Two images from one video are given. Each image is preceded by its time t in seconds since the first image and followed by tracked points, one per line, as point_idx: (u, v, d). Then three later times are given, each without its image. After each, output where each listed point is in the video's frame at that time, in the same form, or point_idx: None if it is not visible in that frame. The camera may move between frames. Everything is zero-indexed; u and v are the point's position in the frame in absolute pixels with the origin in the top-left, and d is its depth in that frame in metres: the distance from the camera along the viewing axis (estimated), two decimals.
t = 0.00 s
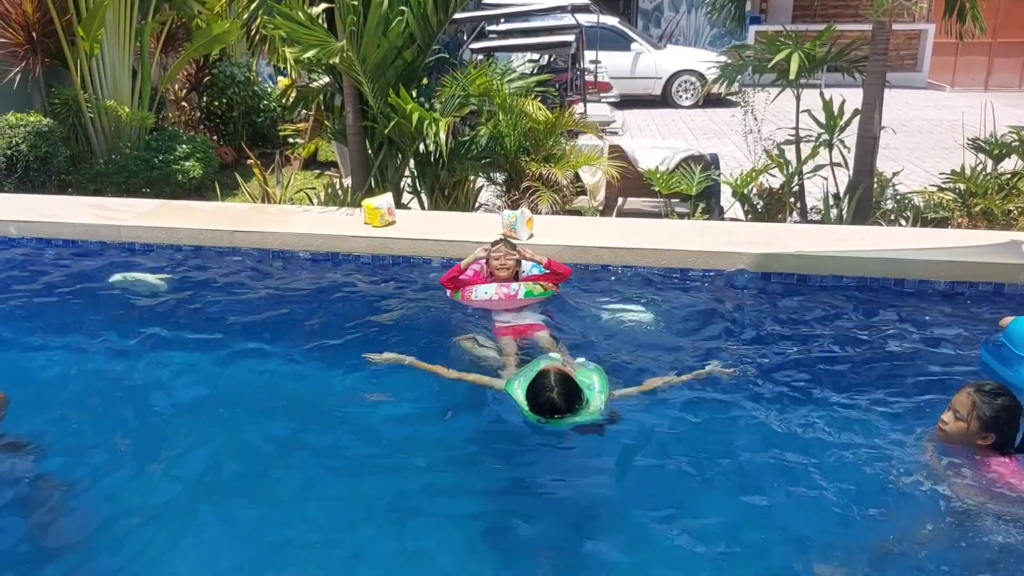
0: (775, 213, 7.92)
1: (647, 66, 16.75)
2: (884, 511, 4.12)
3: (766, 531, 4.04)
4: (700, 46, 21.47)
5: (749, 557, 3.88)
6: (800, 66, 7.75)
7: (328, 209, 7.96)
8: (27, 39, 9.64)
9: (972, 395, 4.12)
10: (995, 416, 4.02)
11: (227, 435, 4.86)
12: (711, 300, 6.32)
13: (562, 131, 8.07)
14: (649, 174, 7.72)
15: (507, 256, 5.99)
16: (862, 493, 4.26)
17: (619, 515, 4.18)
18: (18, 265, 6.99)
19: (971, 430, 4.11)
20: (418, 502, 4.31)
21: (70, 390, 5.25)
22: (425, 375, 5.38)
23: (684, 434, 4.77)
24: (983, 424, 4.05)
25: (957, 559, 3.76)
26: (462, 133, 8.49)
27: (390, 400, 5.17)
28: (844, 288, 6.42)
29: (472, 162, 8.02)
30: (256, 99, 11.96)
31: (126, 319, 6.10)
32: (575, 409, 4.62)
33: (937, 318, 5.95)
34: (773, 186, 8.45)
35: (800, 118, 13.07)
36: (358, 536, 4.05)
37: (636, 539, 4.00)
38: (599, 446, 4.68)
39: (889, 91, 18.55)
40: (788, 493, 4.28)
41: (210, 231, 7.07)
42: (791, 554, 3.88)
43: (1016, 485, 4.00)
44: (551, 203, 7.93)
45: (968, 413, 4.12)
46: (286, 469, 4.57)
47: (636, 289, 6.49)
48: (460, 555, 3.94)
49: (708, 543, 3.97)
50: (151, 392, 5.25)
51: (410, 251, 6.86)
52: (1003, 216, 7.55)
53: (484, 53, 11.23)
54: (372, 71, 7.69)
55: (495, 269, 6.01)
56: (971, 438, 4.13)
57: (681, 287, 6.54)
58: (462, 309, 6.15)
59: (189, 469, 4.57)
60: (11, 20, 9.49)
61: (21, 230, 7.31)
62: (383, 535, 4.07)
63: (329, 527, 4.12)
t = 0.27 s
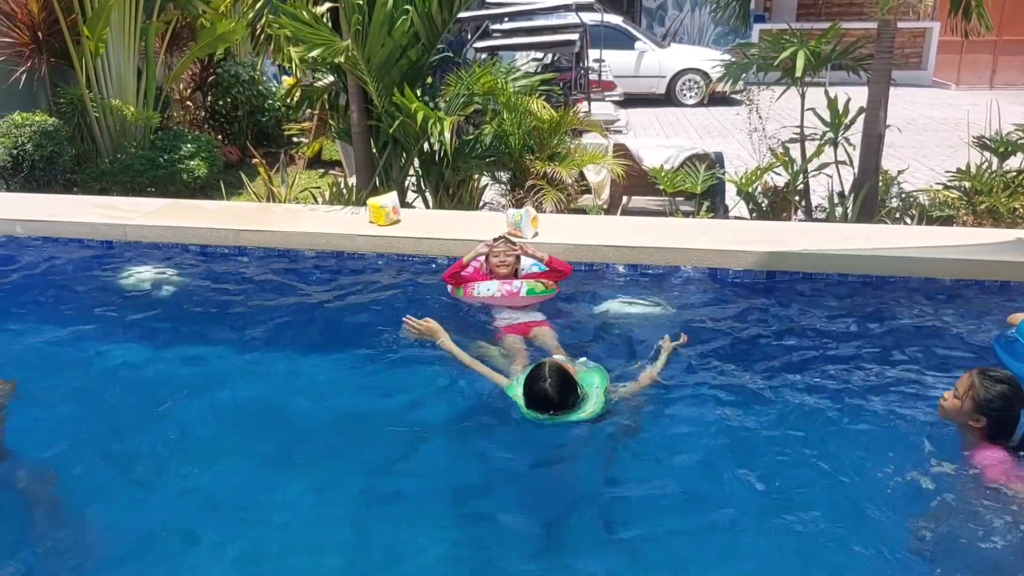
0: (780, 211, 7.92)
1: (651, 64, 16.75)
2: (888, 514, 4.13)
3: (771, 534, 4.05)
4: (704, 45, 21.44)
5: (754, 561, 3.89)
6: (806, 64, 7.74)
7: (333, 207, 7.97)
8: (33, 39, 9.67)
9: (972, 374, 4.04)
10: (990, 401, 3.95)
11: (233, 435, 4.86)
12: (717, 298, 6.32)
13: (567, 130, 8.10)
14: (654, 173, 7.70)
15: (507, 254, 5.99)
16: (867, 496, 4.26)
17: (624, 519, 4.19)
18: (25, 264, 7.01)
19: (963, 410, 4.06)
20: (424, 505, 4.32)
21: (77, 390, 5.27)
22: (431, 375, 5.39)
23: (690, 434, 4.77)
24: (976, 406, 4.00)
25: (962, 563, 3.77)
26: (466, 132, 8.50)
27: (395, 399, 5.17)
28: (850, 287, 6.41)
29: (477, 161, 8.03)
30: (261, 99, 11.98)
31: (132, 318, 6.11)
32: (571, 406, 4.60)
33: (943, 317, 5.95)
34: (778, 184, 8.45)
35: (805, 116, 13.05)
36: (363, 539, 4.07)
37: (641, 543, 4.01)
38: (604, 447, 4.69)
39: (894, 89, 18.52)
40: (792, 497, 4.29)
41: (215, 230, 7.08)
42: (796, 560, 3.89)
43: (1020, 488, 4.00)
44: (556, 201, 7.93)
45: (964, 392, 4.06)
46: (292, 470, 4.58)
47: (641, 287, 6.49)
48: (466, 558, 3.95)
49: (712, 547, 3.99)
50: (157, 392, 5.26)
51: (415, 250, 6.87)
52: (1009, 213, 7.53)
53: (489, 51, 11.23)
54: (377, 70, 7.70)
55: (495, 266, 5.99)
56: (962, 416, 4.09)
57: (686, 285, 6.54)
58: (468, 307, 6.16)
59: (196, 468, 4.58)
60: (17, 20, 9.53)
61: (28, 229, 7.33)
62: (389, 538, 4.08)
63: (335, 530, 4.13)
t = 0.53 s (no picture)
0: (783, 210, 7.91)
1: (654, 64, 16.75)
2: (894, 510, 4.10)
3: (777, 529, 4.03)
4: (706, 45, 21.43)
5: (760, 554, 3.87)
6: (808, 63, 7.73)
7: (336, 207, 7.97)
8: (36, 39, 9.68)
9: (981, 365, 3.99)
10: (997, 391, 3.89)
11: (236, 434, 4.85)
12: (720, 297, 6.31)
13: (569, 130, 8.11)
14: (657, 172, 7.70)
15: (510, 253, 6.00)
16: (873, 491, 4.24)
17: (629, 513, 4.17)
18: (29, 264, 7.02)
19: (971, 401, 3.99)
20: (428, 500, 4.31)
21: (81, 389, 5.27)
22: (434, 375, 5.39)
23: (694, 432, 4.76)
24: (983, 396, 3.93)
25: (968, 558, 3.75)
26: (469, 131, 8.50)
27: (398, 398, 5.17)
28: (853, 286, 6.41)
29: (480, 160, 8.05)
30: (263, 99, 12.00)
31: (137, 318, 6.12)
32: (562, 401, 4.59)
33: (946, 316, 5.94)
34: (780, 184, 8.44)
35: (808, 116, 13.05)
36: (367, 534, 4.05)
37: (646, 537, 3.99)
38: (608, 444, 4.68)
39: (897, 89, 18.50)
40: (798, 492, 4.27)
41: (219, 230, 7.09)
42: (803, 553, 3.86)
43: None
44: (559, 200, 7.93)
45: (972, 384, 3.99)
46: (296, 468, 4.56)
47: (644, 287, 6.49)
48: (470, 552, 3.93)
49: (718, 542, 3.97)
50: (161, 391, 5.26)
51: (418, 250, 6.88)
52: (1012, 213, 7.52)
53: (491, 51, 11.23)
54: (380, 70, 7.71)
55: (497, 267, 6.01)
56: (968, 408, 4.02)
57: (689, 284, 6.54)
58: (470, 307, 6.16)
59: (199, 467, 4.56)
60: (20, 20, 9.57)
61: (31, 229, 7.34)
62: (392, 533, 4.06)
63: (339, 524, 4.11)
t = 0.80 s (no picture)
0: (785, 210, 7.91)
1: (656, 64, 16.74)
2: (896, 506, 4.10)
3: (777, 524, 4.04)
4: (708, 45, 21.42)
5: (762, 550, 3.87)
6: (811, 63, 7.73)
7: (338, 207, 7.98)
8: (39, 39, 9.69)
9: (986, 365, 4.03)
10: (1003, 391, 3.93)
11: (238, 434, 4.85)
12: (722, 297, 6.31)
13: (572, 129, 8.10)
14: (659, 172, 7.71)
15: (512, 255, 6.01)
16: (875, 488, 4.24)
17: (631, 510, 4.17)
18: (31, 263, 7.03)
19: (975, 400, 4.02)
20: (429, 499, 4.30)
21: (84, 387, 5.27)
22: (437, 373, 5.40)
23: (697, 430, 4.76)
24: (988, 396, 3.97)
25: (972, 554, 3.75)
26: (471, 131, 8.51)
27: (401, 397, 5.17)
28: (855, 285, 6.41)
29: (482, 160, 8.06)
30: (266, 99, 12.01)
31: (139, 317, 6.13)
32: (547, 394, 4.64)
33: (949, 315, 5.93)
34: (783, 183, 8.44)
35: (809, 116, 13.06)
36: (369, 534, 4.04)
37: (649, 534, 3.99)
38: (611, 441, 4.68)
39: (899, 88, 18.49)
40: (800, 490, 4.27)
41: (221, 229, 7.10)
42: (805, 549, 3.86)
43: None
44: (561, 200, 7.93)
45: (976, 383, 4.03)
46: (297, 467, 4.56)
47: (646, 286, 6.50)
48: (472, 551, 3.92)
49: (720, 537, 3.97)
50: (164, 391, 5.26)
51: (421, 249, 6.88)
52: (1015, 213, 7.51)
53: (493, 51, 11.24)
54: (382, 70, 7.72)
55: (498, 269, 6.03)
56: (970, 407, 4.05)
57: (691, 284, 6.54)
58: (472, 306, 6.16)
59: (200, 467, 4.56)
60: (23, 20, 9.59)
61: (34, 228, 7.35)
62: (395, 532, 4.05)
63: (342, 524, 4.11)
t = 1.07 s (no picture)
0: (788, 211, 7.91)
1: (658, 65, 16.74)
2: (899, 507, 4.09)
3: (780, 526, 4.03)
4: (711, 46, 21.40)
5: (764, 552, 3.86)
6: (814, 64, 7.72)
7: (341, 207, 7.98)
8: (42, 39, 9.70)
9: (986, 354, 3.99)
10: (1000, 379, 3.88)
11: (240, 436, 4.84)
12: (724, 298, 6.31)
13: (574, 130, 8.10)
14: (662, 173, 7.70)
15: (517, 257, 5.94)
16: (878, 491, 4.23)
17: (633, 512, 4.16)
18: (35, 264, 7.04)
19: (973, 388, 3.98)
20: (431, 502, 4.29)
21: (85, 388, 5.27)
22: (439, 374, 5.40)
23: (699, 431, 4.76)
24: (986, 385, 3.92)
25: (974, 556, 3.74)
26: (474, 132, 8.51)
27: (403, 398, 5.17)
28: (858, 287, 6.40)
29: (484, 161, 8.06)
30: (268, 99, 12.02)
31: (141, 317, 6.13)
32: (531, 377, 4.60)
33: (951, 317, 5.93)
34: (785, 185, 8.44)
35: (812, 117, 13.05)
36: (371, 537, 4.03)
37: (651, 536, 3.99)
38: (613, 443, 4.67)
39: (902, 89, 18.49)
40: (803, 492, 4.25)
41: (224, 229, 7.10)
42: (808, 552, 3.85)
43: None
44: (564, 201, 7.92)
45: (975, 370, 3.99)
46: (299, 470, 4.55)
47: (649, 288, 6.49)
48: (474, 553, 3.91)
49: (723, 539, 3.96)
50: (165, 392, 5.26)
51: (423, 250, 6.88)
52: (1018, 215, 7.51)
53: (496, 52, 11.24)
54: (385, 71, 7.72)
55: (504, 271, 5.94)
56: (968, 395, 4.02)
57: (694, 285, 6.54)
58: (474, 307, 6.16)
59: (202, 469, 4.55)
60: (26, 20, 9.60)
61: (37, 228, 7.35)
62: (396, 535, 4.04)
63: (343, 527, 4.10)
